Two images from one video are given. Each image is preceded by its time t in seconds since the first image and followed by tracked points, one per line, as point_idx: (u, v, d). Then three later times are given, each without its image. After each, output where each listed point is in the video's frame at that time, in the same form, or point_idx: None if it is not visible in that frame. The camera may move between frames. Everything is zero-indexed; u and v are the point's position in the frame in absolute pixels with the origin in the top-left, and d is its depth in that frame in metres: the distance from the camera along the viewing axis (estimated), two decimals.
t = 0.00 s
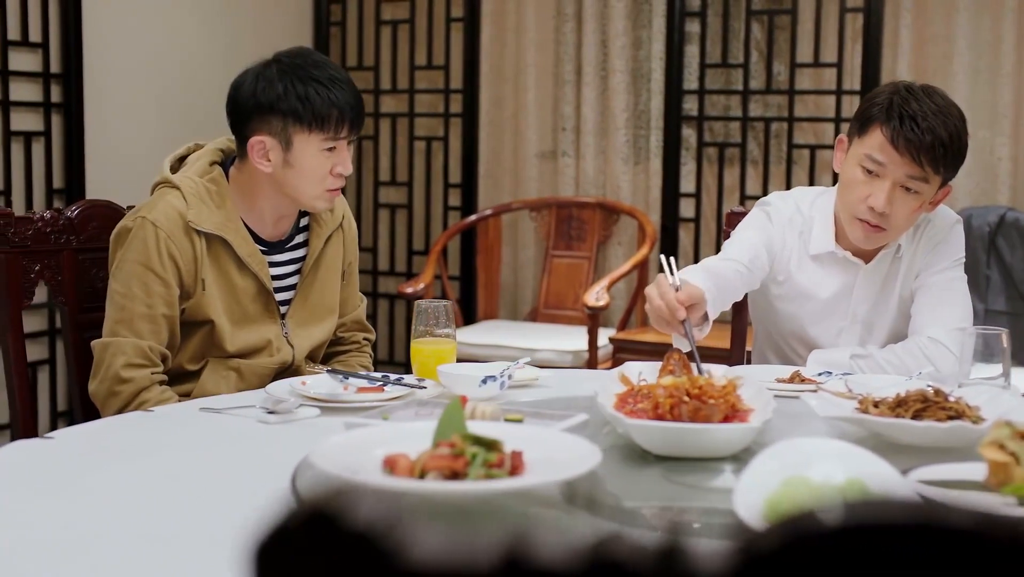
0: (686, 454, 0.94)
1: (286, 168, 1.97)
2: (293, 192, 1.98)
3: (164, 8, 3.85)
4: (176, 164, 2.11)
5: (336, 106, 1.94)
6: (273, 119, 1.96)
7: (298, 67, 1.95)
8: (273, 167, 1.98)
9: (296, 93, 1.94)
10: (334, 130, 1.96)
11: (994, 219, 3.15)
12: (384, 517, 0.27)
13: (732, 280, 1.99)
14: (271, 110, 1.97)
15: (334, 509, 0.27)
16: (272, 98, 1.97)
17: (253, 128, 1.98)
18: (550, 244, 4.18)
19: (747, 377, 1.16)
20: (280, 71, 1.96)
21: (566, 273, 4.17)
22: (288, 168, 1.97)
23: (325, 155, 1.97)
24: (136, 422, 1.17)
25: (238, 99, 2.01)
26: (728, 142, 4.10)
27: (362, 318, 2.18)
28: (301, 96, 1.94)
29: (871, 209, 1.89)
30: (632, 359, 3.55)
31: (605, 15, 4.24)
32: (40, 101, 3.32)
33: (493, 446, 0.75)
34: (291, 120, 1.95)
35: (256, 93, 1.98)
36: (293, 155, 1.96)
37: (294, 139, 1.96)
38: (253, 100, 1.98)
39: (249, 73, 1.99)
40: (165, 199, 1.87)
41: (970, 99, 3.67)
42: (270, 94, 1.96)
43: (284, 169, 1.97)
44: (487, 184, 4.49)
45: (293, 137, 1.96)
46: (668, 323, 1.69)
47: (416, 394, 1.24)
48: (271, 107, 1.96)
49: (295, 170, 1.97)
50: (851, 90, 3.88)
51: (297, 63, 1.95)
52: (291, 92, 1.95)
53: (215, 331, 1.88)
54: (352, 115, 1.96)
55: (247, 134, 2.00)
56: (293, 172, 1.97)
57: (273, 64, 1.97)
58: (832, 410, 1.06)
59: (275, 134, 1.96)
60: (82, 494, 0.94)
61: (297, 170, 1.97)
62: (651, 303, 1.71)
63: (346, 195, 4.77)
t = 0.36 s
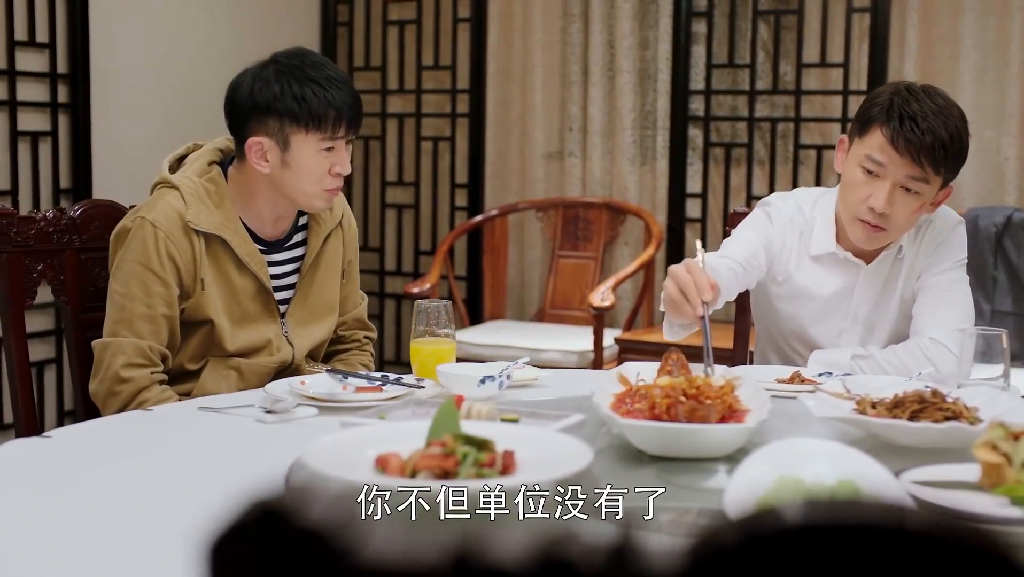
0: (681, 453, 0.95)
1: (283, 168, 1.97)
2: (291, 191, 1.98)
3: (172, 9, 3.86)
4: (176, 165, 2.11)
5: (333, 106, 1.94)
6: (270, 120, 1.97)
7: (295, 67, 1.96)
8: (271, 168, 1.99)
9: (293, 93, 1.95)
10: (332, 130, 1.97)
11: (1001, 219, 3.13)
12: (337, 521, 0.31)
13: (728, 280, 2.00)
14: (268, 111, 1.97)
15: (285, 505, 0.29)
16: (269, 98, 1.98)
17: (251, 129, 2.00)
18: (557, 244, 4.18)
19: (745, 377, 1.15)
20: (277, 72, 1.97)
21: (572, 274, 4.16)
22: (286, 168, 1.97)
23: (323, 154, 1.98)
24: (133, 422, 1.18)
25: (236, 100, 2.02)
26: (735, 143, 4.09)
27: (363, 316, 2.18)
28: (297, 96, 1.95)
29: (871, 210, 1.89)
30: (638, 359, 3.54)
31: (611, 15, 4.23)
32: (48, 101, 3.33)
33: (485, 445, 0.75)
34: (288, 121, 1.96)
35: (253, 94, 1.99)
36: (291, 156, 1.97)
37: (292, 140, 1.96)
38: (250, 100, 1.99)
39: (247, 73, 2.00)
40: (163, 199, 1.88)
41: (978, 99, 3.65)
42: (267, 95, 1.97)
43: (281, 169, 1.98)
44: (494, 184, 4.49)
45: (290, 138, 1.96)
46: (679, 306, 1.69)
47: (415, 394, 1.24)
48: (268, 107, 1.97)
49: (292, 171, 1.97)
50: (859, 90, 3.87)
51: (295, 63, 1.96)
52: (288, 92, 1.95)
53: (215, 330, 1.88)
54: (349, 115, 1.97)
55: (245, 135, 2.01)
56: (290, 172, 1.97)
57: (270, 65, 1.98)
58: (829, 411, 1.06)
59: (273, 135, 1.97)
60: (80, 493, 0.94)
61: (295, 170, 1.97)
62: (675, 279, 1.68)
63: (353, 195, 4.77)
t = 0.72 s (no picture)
0: (675, 454, 0.94)
1: (312, 175, 1.96)
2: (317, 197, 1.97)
3: (179, 9, 3.87)
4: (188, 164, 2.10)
5: (362, 111, 1.93)
6: (299, 127, 1.93)
7: (321, 72, 1.92)
8: (298, 175, 1.96)
9: (322, 99, 1.92)
10: (360, 134, 1.96)
11: (1008, 220, 3.12)
12: (289, 519, 0.38)
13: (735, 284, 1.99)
14: (297, 119, 1.94)
15: (239, 506, 0.38)
16: (296, 106, 1.93)
17: (278, 137, 1.95)
18: (563, 244, 4.18)
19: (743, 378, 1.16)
20: (300, 77, 1.93)
21: (578, 274, 4.16)
22: (314, 174, 1.96)
23: (349, 159, 1.97)
24: (132, 421, 1.18)
25: (260, 106, 1.97)
26: (741, 143, 4.09)
27: (368, 318, 2.19)
28: (327, 103, 1.92)
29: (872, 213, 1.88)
30: (643, 360, 3.54)
31: (618, 16, 4.23)
32: (55, 101, 3.34)
33: (476, 445, 0.76)
34: (319, 128, 1.93)
35: (281, 102, 1.95)
36: (320, 162, 1.95)
37: (321, 147, 1.94)
38: (277, 108, 1.95)
39: (270, 79, 1.95)
40: (177, 199, 1.86)
41: (985, 100, 3.64)
42: (296, 102, 1.93)
43: (310, 175, 1.96)
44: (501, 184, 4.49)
45: (320, 145, 1.94)
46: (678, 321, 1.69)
47: (413, 394, 1.24)
48: (297, 114, 1.93)
49: (320, 177, 1.96)
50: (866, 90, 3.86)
51: (321, 68, 1.92)
52: (317, 99, 1.92)
53: (223, 332, 1.87)
54: (374, 118, 1.96)
55: (270, 143, 1.96)
56: (319, 178, 1.96)
57: (291, 70, 1.94)
58: (824, 411, 1.05)
59: (302, 142, 1.94)
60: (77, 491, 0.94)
61: (323, 176, 1.96)
62: (668, 295, 1.69)
63: (360, 195, 4.77)
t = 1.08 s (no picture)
0: (670, 454, 0.94)
1: (346, 180, 1.91)
2: (351, 204, 1.92)
3: (187, 10, 3.89)
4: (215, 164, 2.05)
5: (398, 116, 1.88)
6: (336, 132, 1.88)
7: (357, 76, 1.88)
8: (333, 181, 1.91)
9: (360, 104, 1.87)
10: (395, 140, 1.91)
11: (1015, 220, 3.11)
12: (233, 519, 0.45)
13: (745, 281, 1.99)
14: (334, 124, 1.88)
15: (188, 507, 0.45)
16: (334, 110, 1.88)
17: (312, 142, 1.90)
18: (571, 245, 4.18)
19: (740, 379, 1.16)
20: (335, 82, 1.88)
21: (585, 275, 4.16)
22: (349, 180, 1.91)
23: (383, 165, 1.92)
24: (134, 420, 1.18)
25: (294, 111, 1.90)
26: (749, 143, 4.08)
27: (379, 322, 2.13)
28: (365, 107, 1.87)
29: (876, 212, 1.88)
30: (650, 360, 3.54)
31: (625, 16, 4.22)
32: (63, 101, 3.36)
33: (467, 445, 0.78)
34: (355, 133, 1.88)
35: (318, 107, 1.89)
36: (356, 168, 1.90)
37: (357, 152, 1.89)
38: (314, 112, 1.89)
39: (304, 82, 1.90)
40: (209, 200, 1.82)
41: (993, 100, 3.64)
42: (334, 107, 1.87)
43: (344, 181, 1.91)
44: (508, 183, 4.49)
45: (357, 150, 1.89)
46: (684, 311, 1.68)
47: (411, 394, 1.24)
48: (334, 119, 1.88)
49: (355, 182, 1.91)
50: (872, 90, 3.85)
51: (356, 72, 1.87)
52: (354, 103, 1.87)
53: (246, 336, 1.83)
54: (409, 123, 1.92)
55: (304, 147, 1.90)
56: (355, 185, 1.91)
57: (326, 74, 1.89)
58: (821, 411, 1.05)
59: (338, 148, 1.89)
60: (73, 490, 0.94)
61: (357, 182, 1.91)
62: (676, 285, 1.68)
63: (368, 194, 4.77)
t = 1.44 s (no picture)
0: (664, 455, 0.94)
1: (355, 185, 1.90)
2: (359, 208, 1.91)
3: (195, 11, 3.90)
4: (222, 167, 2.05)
5: (407, 120, 1.87)
6: (345, 136, 1.87)
7: (366, 79, 1.86)
8: (341, 185, 1.90)
9: (368, 107, 1.86)
10: (403, 144, 1.90)
11: (1022, 221, 3.09)
12: (183, 516, 0.49)
13: (743, 284, 1.98)
14: (342, 128, 1.87)
15: (138, 504, 0.49)
16: (343, 114, 1.87)
17: (321, 146, 1.89)
18: (577, 246, 4.17)
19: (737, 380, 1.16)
20: (342, 85, 1.87)
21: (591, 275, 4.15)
22: (358, 184, 1.90)
23: (391, 169, 1.90)
24: (130, 420, 1.18)
25: (301, 114, 1.89)
26: (755, 144, 4.07)
27: (381, 326, 2.13)
28: (373, 111, 1.86)
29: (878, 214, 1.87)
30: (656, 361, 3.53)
31: (633, 16, 4.22)
32: (71, 102, 3.37)
33: (458, 446, 0.79)
34: (364, 137, 1.87)
35: (327, 111, 1.87)
36: (364, 173, 1.89)
37: (366, 157, 1.88)
38: (322, 116, 1.87)
39: (312, 86, 1.88)
40: (216, 206, 1.81)
41: (1001, 99, 3.62)
42: (343, 111, 1.86)
43: (353, 185, 1.90)
44: (516, 184, 4.49)
45: (365, 154, 1.88)
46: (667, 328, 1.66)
47: (409, 394, 1.24)
48: (343, 123, 1.86)
49: (364, 187, 1.90)
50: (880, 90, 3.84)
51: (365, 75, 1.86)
52: (363, 108, 1.86)
53: (250, 342, 1.82)
54: (418, 128, 1.91)
55: (312, 152, 1.89)
56: (362, 188, 1.90)
57: (333, 78, 1.88)
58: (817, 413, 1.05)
59: (347, 152, 1.88)
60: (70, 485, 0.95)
61: (365, 187, 1.90)
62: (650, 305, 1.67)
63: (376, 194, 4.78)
